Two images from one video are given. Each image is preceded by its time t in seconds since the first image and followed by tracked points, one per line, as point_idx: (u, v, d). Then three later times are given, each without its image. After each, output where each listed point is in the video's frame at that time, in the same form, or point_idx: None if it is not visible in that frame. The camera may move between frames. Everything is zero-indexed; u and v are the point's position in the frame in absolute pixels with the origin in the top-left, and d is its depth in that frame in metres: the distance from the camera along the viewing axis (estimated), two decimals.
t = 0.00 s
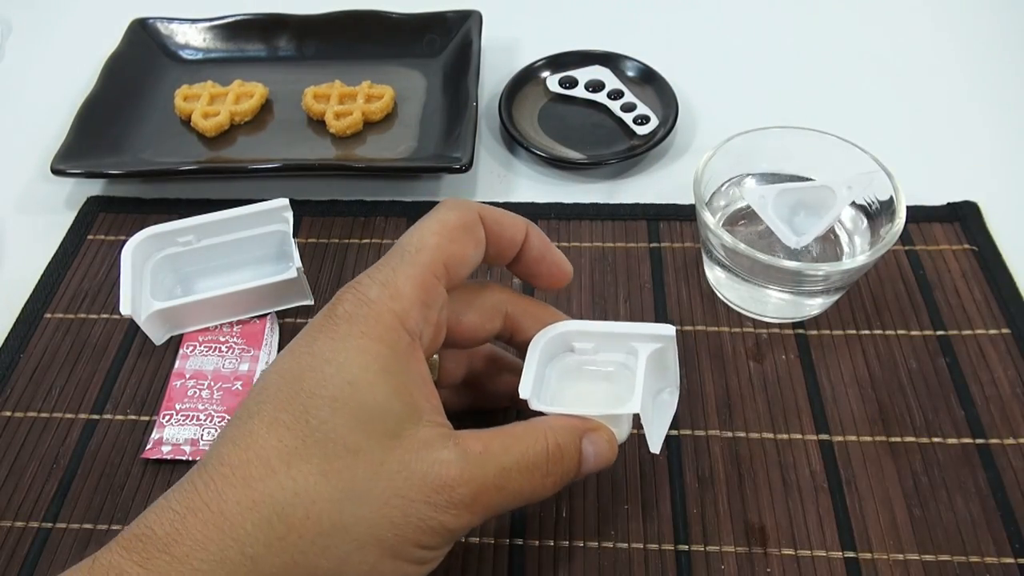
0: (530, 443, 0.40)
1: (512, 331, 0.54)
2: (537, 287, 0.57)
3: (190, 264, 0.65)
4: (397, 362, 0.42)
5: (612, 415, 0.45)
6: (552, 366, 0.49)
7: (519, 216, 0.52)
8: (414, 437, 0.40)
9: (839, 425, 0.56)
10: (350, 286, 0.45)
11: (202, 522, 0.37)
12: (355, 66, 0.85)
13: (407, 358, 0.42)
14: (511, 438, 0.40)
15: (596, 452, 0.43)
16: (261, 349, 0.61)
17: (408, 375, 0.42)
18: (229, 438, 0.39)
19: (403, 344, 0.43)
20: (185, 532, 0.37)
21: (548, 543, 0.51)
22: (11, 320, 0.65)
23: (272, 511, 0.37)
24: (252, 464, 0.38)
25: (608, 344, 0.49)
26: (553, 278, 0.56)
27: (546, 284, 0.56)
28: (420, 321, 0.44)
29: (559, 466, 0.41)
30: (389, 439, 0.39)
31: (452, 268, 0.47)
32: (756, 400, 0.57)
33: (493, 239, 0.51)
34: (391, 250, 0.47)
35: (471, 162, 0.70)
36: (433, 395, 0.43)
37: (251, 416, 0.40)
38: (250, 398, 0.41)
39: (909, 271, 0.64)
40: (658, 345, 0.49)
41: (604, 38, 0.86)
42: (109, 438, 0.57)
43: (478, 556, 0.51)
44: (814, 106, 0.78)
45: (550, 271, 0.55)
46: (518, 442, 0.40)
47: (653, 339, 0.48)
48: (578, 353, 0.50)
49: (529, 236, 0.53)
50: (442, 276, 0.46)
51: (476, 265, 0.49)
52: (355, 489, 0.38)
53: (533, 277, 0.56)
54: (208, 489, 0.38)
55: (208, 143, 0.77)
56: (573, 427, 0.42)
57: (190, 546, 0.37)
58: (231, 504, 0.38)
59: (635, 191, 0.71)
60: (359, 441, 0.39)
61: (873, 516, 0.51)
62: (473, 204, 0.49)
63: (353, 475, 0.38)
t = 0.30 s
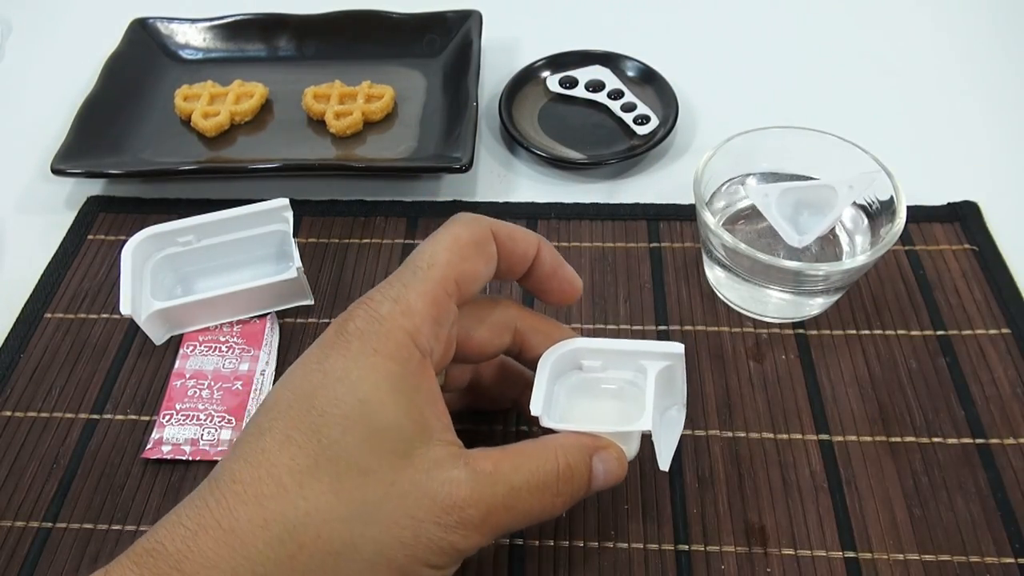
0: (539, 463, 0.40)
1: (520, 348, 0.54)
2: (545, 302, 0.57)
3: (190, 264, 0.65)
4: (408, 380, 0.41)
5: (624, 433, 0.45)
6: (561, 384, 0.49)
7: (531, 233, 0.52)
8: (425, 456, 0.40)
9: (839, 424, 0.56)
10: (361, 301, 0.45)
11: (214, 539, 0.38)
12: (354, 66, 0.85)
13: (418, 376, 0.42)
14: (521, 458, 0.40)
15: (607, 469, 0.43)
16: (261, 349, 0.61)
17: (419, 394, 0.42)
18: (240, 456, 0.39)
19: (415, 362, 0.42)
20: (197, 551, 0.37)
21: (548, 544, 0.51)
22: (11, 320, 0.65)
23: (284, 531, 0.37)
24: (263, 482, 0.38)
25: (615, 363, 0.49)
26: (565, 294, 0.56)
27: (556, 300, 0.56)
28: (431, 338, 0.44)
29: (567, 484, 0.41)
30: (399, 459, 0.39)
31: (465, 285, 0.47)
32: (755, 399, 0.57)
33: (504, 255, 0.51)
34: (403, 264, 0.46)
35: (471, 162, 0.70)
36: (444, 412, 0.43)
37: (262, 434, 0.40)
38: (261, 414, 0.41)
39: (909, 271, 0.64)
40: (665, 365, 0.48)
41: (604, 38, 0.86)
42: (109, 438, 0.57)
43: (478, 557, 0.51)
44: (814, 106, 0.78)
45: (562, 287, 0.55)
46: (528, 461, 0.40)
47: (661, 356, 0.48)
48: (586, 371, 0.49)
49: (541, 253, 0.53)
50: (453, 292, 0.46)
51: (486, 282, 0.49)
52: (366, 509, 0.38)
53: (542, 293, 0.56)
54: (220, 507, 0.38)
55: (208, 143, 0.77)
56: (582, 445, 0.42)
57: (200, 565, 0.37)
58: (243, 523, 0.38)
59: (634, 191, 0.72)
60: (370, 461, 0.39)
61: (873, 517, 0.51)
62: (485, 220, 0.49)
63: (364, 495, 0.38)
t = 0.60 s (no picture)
0: (533, 488, 0.41)
1: (505, 355, 0.55)
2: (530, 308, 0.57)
3: (191, 264, 0.65)
4: (399, 414, 0.41)
5: (611, 440, 0.46)
6: (545, 391, 0.50)
7: (521, 246, 0.52)
8: (422, 490, 0.40)
9: (839, 424, 0.56)
10: (348, 330, 0.44)
11: None
12: (355, 66, 0.85)
13: (410, 409, 0.42)
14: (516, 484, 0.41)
15: (594, 476, 0.44)
16: (261, 349, 0.61)
17: (412, 426, 0.41)
18: (234, 496, 0.39)
19: (407, 392, 0.42)
20: None
21: (548, 544, 0.51)
22: (11, 319, 0.65)
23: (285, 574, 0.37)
24: (261, 525, 0.38)
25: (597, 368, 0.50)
26: (549, 302, 0.56)
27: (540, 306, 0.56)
28: (423, 368, 0.44)
29: (559, 503, 0.42)
30: (397, 495, 0.39)
31: (453, 309, 0.46)
32: (755, 399, 0.57)
33: (491, 270, 0.50)
34: (388, 286, 0.45)
35: (471, 162, 0.70)
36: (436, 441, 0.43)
37: (256, 474, 0.39)
38: (251, 452, 0.40)
39: (909, 271, 0.64)
40: (646, 369, 0.49)
41: (604, 39, 0.86)
42: (109, 438, 0.57)
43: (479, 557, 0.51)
44: (813, 106, 0.78)
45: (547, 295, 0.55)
46: (521, 486, 0.40)
47: (644, 362, 0.49)
48: (569, 377, 0.50)
49: (528, 265, 0.52)
50: (441, 317, 0.45)
51: (474, 300, 0.48)
52: (365, 548, 0.38)
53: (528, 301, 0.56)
54: (218, 550, 0.38)
55: (208, 143, 0.77)
56: (573, 463, 0.43)
57: None
58: (243, 566, 0.37)
59: (635, 191, 0.72)
60: (368, 500, 0.39)
61: (873, 517, 0.51)
62: (472, 238, 0.48)
63: (363, 530, 0.38)
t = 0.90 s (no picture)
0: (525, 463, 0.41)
1: (504, 343, 0.56)
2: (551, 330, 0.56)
3: (190, 264, 0.65)
4: (391, 390, 0.42)
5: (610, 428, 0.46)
6: (547, 379, 0.50)
7: (547, 274, 0.51)
8: (413, 462, 0.39)
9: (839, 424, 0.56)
10: (352, 309, 0.46)
11: (211, 552, 0.38)
12: (354, 66, 0.85)
13: (402, 387, 0.42)
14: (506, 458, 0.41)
15: (592, 462, 0.44)
16: (261, 349, 0.61)
17: (405, 401, 0.42)
18: (232, 467, 0.40)
19: (401, 372, 0.43)
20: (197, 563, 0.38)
21: (548, 545, 0.51)
22: (12, 320, 0.65)
23: (276, 541, 0.38)
24: (254, 493, 0.39)
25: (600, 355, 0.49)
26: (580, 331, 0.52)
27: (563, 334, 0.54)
28: (418, 353, 0.45)
29: (554, 481, 0.42)
30: (387, 466, 0.39)
31: (462, 315, 0.47)
32: (755, 399, 0.57)
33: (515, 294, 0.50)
34: (402, 285, 0.47)
35: (471, 161, 0.70)
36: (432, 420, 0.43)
37: (253, 446, 0.40)
38: (251, 427, 0.41)
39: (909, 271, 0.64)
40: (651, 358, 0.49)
41: (604, 38, 0.86)
42: (108, 438, 0.57)
43: (479, 557, 0.51)
44: (813, 106, 0.78)
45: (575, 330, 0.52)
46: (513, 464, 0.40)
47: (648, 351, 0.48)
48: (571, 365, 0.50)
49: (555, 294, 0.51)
50: (446, 317, 0.46)
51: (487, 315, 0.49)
52: (354, 516, 0.38)
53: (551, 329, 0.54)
54: (215, 518, 0.39)
55: (208, 143, 0.77)
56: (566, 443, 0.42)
57: None
58: (236, 533, 0.38)
59: (634, 190, 0.72)
60: (358, 469, 0.39)
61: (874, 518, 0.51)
62: (498, 258, 0.49)
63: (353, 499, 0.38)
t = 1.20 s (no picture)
0: (538, 471, 0.42)
1: (510, 342, 0.56)
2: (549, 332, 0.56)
3: (190, 265, 0.65)
4: (407, 396, 0.42)
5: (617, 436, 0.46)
6: (552, 382, 0.50)
7: (556, 275, 0.50)
8: (430, 469, 0.40)
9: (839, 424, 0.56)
10: (365, 312, 0.45)
11: (227, 560, 0.38)
12: (354, 66, 0.85)
13: (418, 393, 0.42)
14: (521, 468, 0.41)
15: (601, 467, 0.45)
16: (261, 349, 0.61)
17: (420, 408, 0.42)
18: (246, 474, 0.40)
19: (415, 377, 0.43)
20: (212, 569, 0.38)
21: (547, 545, 0.51)
22: (12, 320, 0.65)
23: (294, 549, 0.38)
24: (272, 501, 0.39)
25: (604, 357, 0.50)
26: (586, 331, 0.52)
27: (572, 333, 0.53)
28: (433, 358, 0.44)
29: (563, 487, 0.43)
30: (407, 473, 0.39)
31: (475, 317, 0.46)
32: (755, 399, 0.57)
33: (524, 296, 0.49)
34: (415, 283, 0.47)
35: (471, 162, 0.70)
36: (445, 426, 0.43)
37: (269, 453, 0.40)
38: (264, 433, 0.41)
39: (909, 271, 0.64)
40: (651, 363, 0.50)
41: (604, 38, 0.86)
42: (108, 438, 0.57)
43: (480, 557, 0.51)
44: (813, 106, 0.78)
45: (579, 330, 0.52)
46: (528, 472, 0.41)
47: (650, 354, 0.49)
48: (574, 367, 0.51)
49: (562, 295, 0.50)
50: (459, 319, 0.46)
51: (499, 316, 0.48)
52: (373, 524, 0.38)
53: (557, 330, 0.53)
54: (229, 526, 0.38)
55: (208, 143, 0.77)
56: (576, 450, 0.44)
57: None
58: (254, 541, 0.38)
59: (634, 191, 0.72)
60: (376, 477, 0.39)
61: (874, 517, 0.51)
62: (508, 257, 0.47)
63: (373, 508, 0.38)
